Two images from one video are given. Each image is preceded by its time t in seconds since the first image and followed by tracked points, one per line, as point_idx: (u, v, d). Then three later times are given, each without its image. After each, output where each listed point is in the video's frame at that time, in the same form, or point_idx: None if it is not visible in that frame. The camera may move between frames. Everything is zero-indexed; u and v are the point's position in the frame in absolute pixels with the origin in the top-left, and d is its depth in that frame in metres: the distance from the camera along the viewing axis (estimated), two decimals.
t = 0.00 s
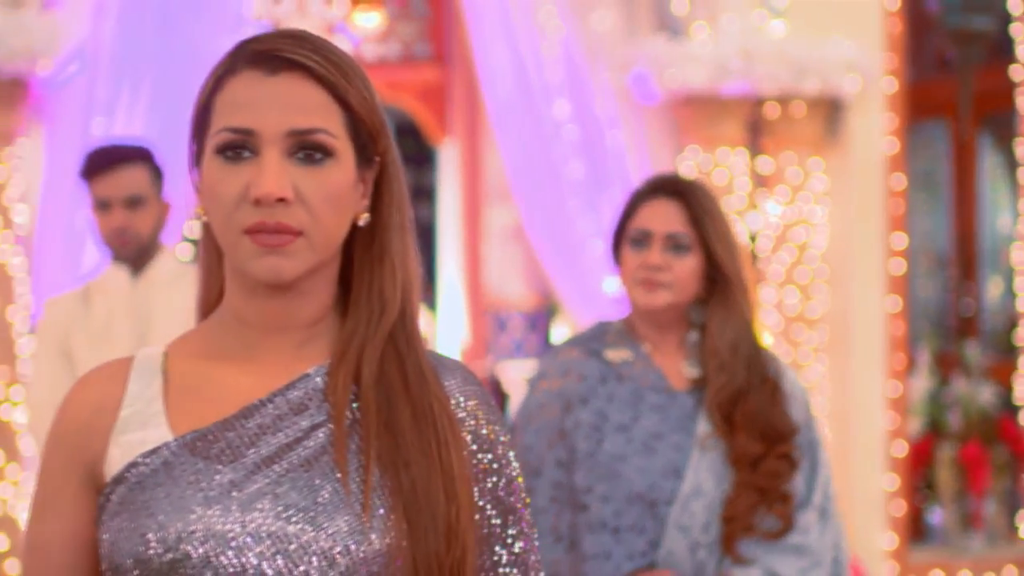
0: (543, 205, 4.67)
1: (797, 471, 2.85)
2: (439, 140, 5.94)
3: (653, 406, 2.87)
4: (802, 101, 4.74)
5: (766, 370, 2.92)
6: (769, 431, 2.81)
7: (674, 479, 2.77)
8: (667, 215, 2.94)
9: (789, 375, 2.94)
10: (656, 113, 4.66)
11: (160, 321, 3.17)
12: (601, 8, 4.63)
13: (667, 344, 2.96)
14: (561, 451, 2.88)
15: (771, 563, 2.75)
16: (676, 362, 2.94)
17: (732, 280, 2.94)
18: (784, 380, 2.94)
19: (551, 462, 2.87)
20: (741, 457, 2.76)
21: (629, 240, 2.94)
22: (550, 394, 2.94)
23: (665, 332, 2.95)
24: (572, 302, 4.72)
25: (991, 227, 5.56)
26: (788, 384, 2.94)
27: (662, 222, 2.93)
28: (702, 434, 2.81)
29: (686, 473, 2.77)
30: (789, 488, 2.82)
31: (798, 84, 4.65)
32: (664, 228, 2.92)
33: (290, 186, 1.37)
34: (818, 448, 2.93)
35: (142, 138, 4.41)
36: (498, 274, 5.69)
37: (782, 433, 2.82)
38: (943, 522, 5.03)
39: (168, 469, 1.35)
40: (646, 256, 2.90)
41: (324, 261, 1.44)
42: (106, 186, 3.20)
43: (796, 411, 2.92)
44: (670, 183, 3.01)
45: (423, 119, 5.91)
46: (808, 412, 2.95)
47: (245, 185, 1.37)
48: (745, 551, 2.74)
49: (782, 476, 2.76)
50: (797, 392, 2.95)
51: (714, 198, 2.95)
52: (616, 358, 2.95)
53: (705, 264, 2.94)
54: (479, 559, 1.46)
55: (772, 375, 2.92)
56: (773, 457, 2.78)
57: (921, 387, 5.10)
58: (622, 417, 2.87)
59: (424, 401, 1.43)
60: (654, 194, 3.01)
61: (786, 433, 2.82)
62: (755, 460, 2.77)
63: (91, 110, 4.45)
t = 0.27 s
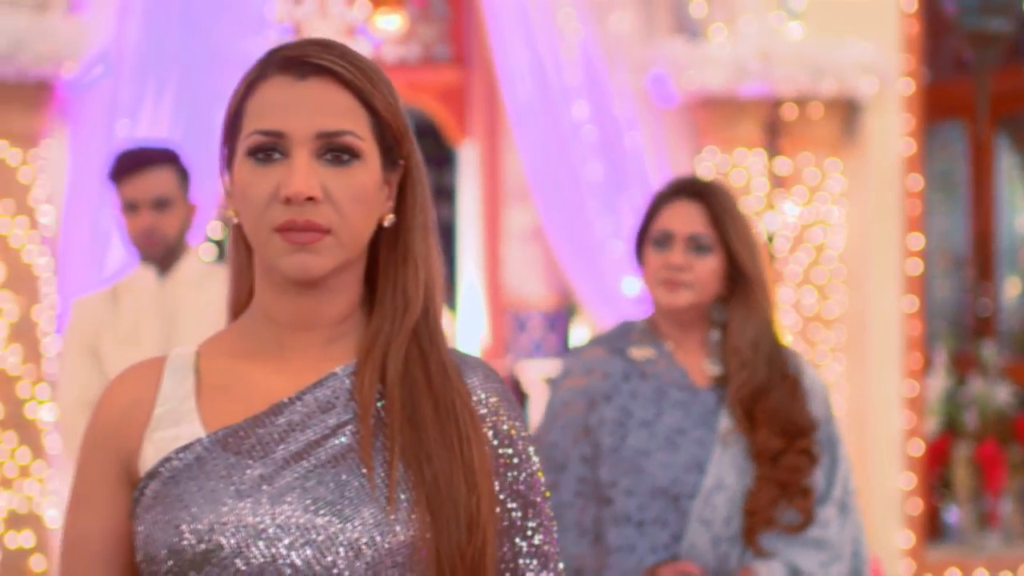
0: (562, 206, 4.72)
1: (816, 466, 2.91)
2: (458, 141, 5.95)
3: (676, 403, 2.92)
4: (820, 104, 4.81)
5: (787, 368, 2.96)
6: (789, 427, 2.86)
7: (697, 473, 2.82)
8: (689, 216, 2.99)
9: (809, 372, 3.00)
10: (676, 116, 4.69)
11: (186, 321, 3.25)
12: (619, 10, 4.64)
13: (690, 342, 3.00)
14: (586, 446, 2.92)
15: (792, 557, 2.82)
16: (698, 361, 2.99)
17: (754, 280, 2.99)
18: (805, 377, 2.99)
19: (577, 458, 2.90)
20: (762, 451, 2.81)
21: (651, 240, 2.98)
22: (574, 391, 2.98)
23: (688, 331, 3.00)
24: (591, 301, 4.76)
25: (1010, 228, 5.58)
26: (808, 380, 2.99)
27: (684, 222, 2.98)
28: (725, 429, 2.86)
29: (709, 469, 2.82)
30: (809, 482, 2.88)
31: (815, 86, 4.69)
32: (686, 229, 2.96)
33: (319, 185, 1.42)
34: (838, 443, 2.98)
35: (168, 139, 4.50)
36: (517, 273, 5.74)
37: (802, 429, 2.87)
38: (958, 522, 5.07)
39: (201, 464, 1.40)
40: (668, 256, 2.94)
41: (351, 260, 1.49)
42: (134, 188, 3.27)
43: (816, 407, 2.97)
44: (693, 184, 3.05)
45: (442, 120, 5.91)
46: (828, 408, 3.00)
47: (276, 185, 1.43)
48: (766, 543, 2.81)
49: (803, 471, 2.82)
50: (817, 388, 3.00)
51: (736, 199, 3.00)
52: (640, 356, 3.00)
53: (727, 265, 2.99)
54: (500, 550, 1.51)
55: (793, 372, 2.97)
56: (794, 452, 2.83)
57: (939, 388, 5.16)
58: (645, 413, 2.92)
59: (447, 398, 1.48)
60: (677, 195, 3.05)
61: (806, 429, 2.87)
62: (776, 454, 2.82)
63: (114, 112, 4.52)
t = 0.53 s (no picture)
0: (580, 208, 4.78)
1: (833, 465, 2.96)
2: (476, 144, 5.94)
3: (697, 402, 2.96)
4: (835, 106, 4.85)
5: (805, 369, 3.01)
6: (806, 427, 2.91)
7: (716, 471, 2.86)
8: (711, 219, 3.05)
9: (827, 373, 3.06)
10: (692, 119, 4.74)
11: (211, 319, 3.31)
12: (636, 13, 4.70)
13: (710, 344, 3.06)
14: (608, 445, 2.98)
15: (808, 554, 2.87)
16: (717, 361, 3.04)
17: (773, 283, 3.04)
18: (823, 378, 3.05)
19: (600, 456, 2.97)
20: (780, 449, 2.85)
21: (674, 242, 3.05)
22: (597, 391, 3.05)
23: (708, 333, 3.06)
24: (608, 303, 4.81)
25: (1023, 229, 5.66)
26: (826, 381, 3.06)
27: (706, 225, 3.04)
28: (744, 428, 2.90)
29: (728, 467, 2.85)
30: (826, 481, 2.92)
31: (830, 89, 4.74)
32: (708, 232, 3.03)
33: (343, 187, 1.48)
34: (853, 443, 3.04)
35: (190, 142, 4.51)
36: (534, 274, 5.82)
37: (819, 429, 2.92)
38: (972, 521, 5.12)
39: (231, 461, 1.46)
40: (690, 258, 3.01)
41: (373, 260, 1.55)
42: (160, 191, 3.32)
43: (833, 407, 3.03)
44: (715, 188, 3.12)
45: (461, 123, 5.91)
46: (845, 408, 3.06)
47: (301, 188, 1.48)
48: (784, 540, 2.86)
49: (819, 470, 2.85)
50: (834, 389, 3.07)
51: (757, 203, 3.06)
52: (662, 357, 3.06)
53: (747, 267, 3.05)
54: (517, 542, 1.56)
55: (811, 373, 3.03)
56: (811, 451, 2.88)
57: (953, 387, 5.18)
58: (666, 413, 2.96)
59: (467, 396, 1.54)
60: (699, 199, 3.11)
61: (823, 428, 2.92)
62: (794, 453, 2.87)
63: (137, 115, 4.55)
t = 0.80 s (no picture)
0: (587, 210, 4.84)
1: (836, 469, 3.00)
2: (483, 144, 6.00)
3: (702, 404, 3.01)
4: (839, 107, 4.89)
5: (809, 372, 3.06)
6: (810, 430, 2.96)
7: (720, 472, 2.91)
8: (717, 222, 3.08)
9: (832, 376, 3.10)
10: (697, 119, 4.77)
11: (221, 319, 3.39)
12: (642, 16, 4.73)
13: (715, 347, 3.09)
14: (615, 446, 3.02)
15: (811, 555, 2.91)
16: (723, 363, 3.08)
17: (776, 285, 3.08)
18: (827, 382, 3.09)
19: (607, 457, 3.02)
20: (784, 451, 2.91)
21: (681, 244, 3.09)
22: (605, 392, 3.08)
23: (714, 335, 3.09)
24: (615, 304, 4.86)
25: None
26: (830, 384, 3.10)
27: (713, 227, 3.08)
28: (749, 429, 2.95)
29: (732, 468, 2.91)
30: (829, 484, 2.96)
31: (835, 91, 4.78)
32: (714, 234, 3.06)
33: (354, 193, 1.53)
34: (857, 446, 3.07)
35: (201, 144, 4.56)
36: (541, 275, 5.85)
37: (823, 432, 2.97)
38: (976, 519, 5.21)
39: (248, 457, 1.51)
40: (697, 260, 3.04)
41: (384, 263, 1.59)
42: (172, 193, 3.37)
43: (837, 410, 3.08)
44: (722, 190, 3.15)
45: (468, 123, 5.94)
46: (849, 412, 3.10)
47: (313, 195, 1.53)
48: (788, 542, 2.91)
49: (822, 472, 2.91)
50: (838, 392, 3.10)
51: (763, 206, 3.10)
52: (670, 360, 3.09)
53: (753, 269, 3.09)
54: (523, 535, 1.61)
55: (815, 376, 3.07)
56: (815, 453, 2.93)
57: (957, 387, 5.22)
58: (673, 415, 3.00)
59: (475, 394, 1.58)
60: (705, 202, 3.14)
61: (826, 432, 2.97)
62: (798, 455, 2.92)
63: (148, 118, 4.60)
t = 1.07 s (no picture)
0: (592, 209, 4.89)
1: (836, 465, 3.03)
2: (489, 144, 6.14)
3: (704, 401, 3.04)
4: (843, 107, 4.93)
5: (809, 369, 3.10)
6: (810, 426, 2.99)
7: (722, 469, 2.95)
8: (718, 220, 3.12)
9: (831, 375, 3.14)
10: (701, 120, 4.78)
11: (231, 318, 3.43)
12: (646, 18, 4.74)
13: (716, 345, 3.12)
14: (617, 442, 3.05)
15: (816, 550, 2.95)
16: (723, 361, 3.10)
17: (778, 281, 3.11)
18: (826, 380, 3.12)
19: (609, 453, 3.04)
20: (785, 448, 2.94)
21: (682, 242, 3.12)
22: (607, 389, 3.10)
23: (716, 333, 3.12)
24: (619, 302, 4.90)
25: None
26: (830, 382, 3.13)
27: (714, 225, 3.11)
28: (749, 426, 2.99)
29: (733, 464, 2.94)
30: (829, 480, 3.00)
31: (839, 92, 4.81)
32: (716, 232, 3.10)
33: (362, 200, 1.56)
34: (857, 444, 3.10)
35: (207, 145, 4.59)
36: (546, 274, 5.84)
37: (823, 429, 3.00)
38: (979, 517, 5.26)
39: (258, 452, 1.54)
40: (698, 258, 3.08)
41: (391, 265, 1.63)
42: (180, 193, 3.41)
43: (836, 408, 3.11)
44: (723, 189, 3.18)
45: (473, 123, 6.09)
46: (847, 409, 3.14)
47: (323, 201, 1.56)
48: (794, 538, 2.94)
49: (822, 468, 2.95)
50: (837, 390, 3.14)
51: (762, 204, 3.14)
52: (671, 356, 3.13)
53: (754, 266, 3.12)
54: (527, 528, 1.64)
55: (815, 374, 3.11)
56: (815, 449, 2.97)
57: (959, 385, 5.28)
58: (675, 411, 3.04)
59: (480, 390, 1.61)
60: (706, 200, 3.18)
61: (826, 428, 3.00)
62: (798, 451, 2.95)
63: (155, 118, 4.63)
